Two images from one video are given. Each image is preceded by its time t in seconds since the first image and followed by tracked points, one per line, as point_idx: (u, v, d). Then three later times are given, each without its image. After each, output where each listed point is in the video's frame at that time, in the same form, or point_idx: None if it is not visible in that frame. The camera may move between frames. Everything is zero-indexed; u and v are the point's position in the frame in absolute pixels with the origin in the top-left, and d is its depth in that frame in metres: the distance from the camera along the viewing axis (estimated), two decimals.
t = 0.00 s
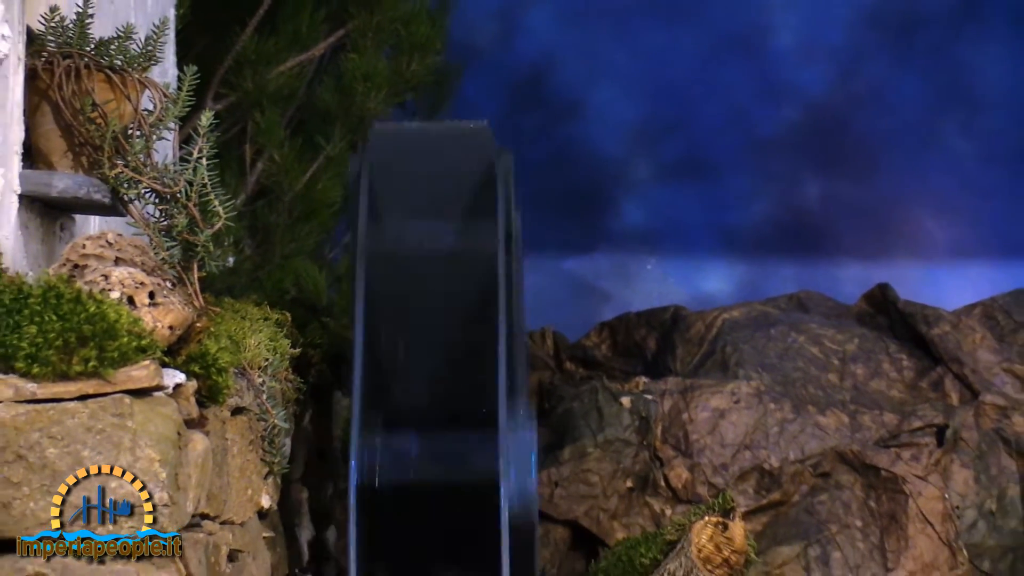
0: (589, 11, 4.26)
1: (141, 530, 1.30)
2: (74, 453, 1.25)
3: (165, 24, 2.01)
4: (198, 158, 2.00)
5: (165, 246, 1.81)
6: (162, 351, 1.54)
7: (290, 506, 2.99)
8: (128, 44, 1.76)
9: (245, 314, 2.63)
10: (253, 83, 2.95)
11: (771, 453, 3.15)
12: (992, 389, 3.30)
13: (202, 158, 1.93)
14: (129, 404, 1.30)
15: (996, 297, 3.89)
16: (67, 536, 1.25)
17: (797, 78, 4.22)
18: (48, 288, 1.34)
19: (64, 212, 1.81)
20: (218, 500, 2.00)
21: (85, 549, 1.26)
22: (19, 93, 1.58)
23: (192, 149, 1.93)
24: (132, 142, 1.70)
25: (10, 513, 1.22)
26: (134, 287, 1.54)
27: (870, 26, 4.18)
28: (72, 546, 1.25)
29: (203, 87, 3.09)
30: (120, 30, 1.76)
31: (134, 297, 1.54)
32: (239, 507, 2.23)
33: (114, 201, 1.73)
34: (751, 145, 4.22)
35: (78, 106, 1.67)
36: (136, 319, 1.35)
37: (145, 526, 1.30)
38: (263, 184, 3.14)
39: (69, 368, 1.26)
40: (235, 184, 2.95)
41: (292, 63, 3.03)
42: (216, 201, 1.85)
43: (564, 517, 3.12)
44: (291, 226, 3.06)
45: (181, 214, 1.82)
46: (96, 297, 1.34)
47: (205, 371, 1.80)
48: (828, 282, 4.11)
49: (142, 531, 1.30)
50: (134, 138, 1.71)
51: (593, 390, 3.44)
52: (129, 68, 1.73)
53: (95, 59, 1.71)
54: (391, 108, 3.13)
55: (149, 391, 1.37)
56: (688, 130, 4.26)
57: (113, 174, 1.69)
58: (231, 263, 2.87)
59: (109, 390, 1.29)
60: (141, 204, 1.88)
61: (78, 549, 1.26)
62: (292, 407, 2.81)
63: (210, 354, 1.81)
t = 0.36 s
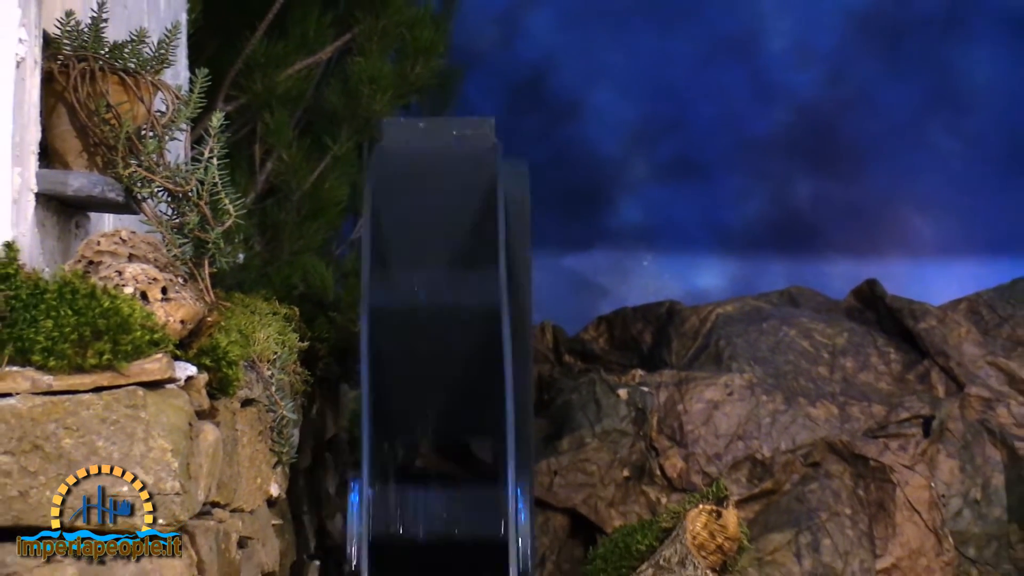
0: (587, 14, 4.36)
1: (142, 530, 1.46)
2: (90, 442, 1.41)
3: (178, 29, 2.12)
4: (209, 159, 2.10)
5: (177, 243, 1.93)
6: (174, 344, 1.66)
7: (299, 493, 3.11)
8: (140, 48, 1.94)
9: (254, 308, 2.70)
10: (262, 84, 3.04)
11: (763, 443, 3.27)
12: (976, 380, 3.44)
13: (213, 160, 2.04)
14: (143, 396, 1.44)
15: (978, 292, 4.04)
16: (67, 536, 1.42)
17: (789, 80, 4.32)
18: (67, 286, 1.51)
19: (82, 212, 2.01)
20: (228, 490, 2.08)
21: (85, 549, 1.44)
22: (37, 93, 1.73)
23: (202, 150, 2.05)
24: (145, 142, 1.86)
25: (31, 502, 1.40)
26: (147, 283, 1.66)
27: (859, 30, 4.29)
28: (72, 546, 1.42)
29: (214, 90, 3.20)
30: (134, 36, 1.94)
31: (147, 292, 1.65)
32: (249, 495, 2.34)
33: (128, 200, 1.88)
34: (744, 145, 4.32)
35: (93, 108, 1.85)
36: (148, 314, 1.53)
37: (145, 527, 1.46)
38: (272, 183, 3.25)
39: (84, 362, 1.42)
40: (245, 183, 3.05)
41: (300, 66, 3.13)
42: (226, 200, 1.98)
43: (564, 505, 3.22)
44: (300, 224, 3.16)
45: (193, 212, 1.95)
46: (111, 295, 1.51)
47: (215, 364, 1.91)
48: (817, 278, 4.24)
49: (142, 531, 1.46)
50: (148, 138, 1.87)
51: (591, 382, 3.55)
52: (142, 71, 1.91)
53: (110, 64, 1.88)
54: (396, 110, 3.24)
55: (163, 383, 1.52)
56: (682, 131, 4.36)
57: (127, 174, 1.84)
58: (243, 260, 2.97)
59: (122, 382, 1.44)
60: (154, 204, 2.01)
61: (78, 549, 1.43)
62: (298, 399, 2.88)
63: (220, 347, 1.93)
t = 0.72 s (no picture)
0: (581, 23, 4.54)
1: (142, 530, 1.37)
2: (107, 432, 1.35)
3: (193, 36, 2.16)
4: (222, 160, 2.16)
5: (190, 240, 1.97)
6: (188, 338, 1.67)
7: (309, 479, 3.27)
8: (157, 54, 1.93)
9: (264, 303, 2.84)
10: (273, 89, 3.17)
11: (752, 432, 3.39)
12: (957, 373, 3.58)
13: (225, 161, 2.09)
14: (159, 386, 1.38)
15: (961, 287, 4.15)
16: (67, 536, 1.31)
17: (777, 85, 4.46)
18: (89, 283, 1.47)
19: (94, 207, 1.92)
20: (240, 478, 2.19)
21: (84, 549, 1.32)
22: (57, 99, 1.62)
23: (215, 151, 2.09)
24: (161, 144, 1.88)
25: (49, 490, 1.31)
26: (162, 279, 1.66)
27: (845, 36, 4.42)
28: (72, 546, 1.31)
29: (226, 94, 3.33)
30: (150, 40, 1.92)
31: (162, 288, 1.66)
32: (259, 483, 2.45)
33: (145, 199, 1.89)
34: (734, 147, 4.48)
35: (110, 111, 1.83)
36: (164, 309, 1.48)
37: (145, 526, 1.37)
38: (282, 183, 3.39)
39: (101, 354, 1.37)
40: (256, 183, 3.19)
41: (308, 71, 3.25)
42: (238, 199, 2.05)
43: (562, 492, 3.37)
44: (308, 222, 3.29)
45: (207, 211, 1.98)
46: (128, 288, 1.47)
47: (227, 356, 2.00)
48: (805, 275, 4.37)
49: (142, 531, 1.37)
50: (164, 141, 1.89)
51: (588, 373, 3.71)
52: (158, 76, 1.90)
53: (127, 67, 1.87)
54: (401, 113, 3.38)
55: (177, 375, 1.48)
56: (675, 133, 4.51)
57: (142, 173, 1.85)
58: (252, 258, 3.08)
59: (138, 374, 1.40)
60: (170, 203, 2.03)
61: (78, 549, 1.32)
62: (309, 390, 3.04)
63: (232, 341, 2.01)
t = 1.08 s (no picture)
0: (580, 30, 4.77)
1: (141, 531, 1.52)
2: (123, 422, 1.49)
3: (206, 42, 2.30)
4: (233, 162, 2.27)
5: (204, 238, 2.08)
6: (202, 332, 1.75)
7: (319, 467, 3.42)
8: (171, 59, 2.09)
9: (276, 299, 2.98)
10: (284, 93, 3.32)
11: (743, 422, 3.56)
12: (941, 365, 3.78)
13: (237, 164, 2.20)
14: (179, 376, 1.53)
15: (944, 282, 4.37)
16: (67, 536, 1.47)
17: (767, 90, 4.69)
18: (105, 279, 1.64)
19: (113, 207, 2.09)
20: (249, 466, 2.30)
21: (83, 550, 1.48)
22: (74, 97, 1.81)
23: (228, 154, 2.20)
24: (175, 146, 1.99)
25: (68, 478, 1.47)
26: (176, 275, 1.76)
27: (829, 45, 4.68)
28: (72, 546, 1.47)
29: (238, 98, 3.47)
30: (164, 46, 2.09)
31: (176, 283, 1.75)
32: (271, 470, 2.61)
33: (160, 198, 2.02)
34: (726, 148, 4.70)
35: (127, 113, 1.98)
36: (177, 304, 1.64)
37: (145, 527, 1.52)
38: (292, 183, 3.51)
39: (118, 347, 1.52)
40: (267, 183, 3.33)
41: (317, 76, 3.39)
42: (249, 198, 2.15)
43: (561, 479, 3.53)
44: (317, 221, 3.47)
45: (219, 210, 2.10)
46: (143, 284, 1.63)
47: (240, 349, 2.12)
48: (793, 271, 4.60)
49: (142, 531, 1.51)
50: (177, 142, 2.00)
51: (586, 365, 3.86)
52: (172, 80, 2.05)
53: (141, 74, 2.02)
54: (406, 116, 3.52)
55: (191, 367, 1.62)
56: (669, 135, 4.73)
57: (158, 174, 1.98)
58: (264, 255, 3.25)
59: (154, 366, 1.55)
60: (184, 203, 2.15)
61: (78, 549, 1.48)
62: (316, 381, 3.15)
63: (244, 334, 2.13)
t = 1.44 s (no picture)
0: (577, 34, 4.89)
1: (142, 531, 1.54)
2: (140, 412, 1.54)
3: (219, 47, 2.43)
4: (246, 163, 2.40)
5: (218, 235, 2.22)
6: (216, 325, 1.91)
7: (329, 455, 3.57)
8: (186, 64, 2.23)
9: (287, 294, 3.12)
10: (294, 96, 3.45)
11: (736, 412, 3.72)
12: (926, 356, 3.92)
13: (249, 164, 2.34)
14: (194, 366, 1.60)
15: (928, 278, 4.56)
16: (66, 537, 1.49)
17: (758, 92, 4.84)
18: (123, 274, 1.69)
19: (132, 207, 2.25)
20: (262, 455, 2.42)
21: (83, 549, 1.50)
22: (93, 102, 1.86)
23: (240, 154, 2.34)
24: (190, 147, 2.12)
25: (87, 467, 1.51)
26: (191, 271, 1.91)
27: (819, 48, 4.81)
28: (71, 546, 1.49)
29: (251, 102, 3.62)
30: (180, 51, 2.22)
31: (191, 279, 1.90)
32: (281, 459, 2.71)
33: (175, 197, 2.13)
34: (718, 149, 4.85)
35: (143, 116, 2.11)
36: (192, 299, 1.68)
37: (145, 527, 1.54)
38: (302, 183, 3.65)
39: (135, 341, 1.56)
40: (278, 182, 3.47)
41: (327, 79, 3.53)
42: (261, 197, 2.27)
43: (560, 467, 3.68)
44: (327, 219, 3.59)
45: (233, 209, 2.23)
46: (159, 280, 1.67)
47: (251, 343, 2.25)
48: (784, 267, 4.76)
49: (142, 531, 1.54)
50: (193, 144, 2.13)
51: (585, 358, 4.04)
52: (186, 83, 2.20)
53: (157, 77, 2.16)
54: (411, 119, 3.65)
55: (205, 360, 1.68)
56: (665, 136, 4.88)
57: (173, 174, 2.09)
58: (275, 251, 3.37)
59: (170, 359, 1.59)
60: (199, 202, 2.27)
61: (77, 549, 1.49)
62: (326, 373, 3.33)
63: (256, 328, 2.27)
